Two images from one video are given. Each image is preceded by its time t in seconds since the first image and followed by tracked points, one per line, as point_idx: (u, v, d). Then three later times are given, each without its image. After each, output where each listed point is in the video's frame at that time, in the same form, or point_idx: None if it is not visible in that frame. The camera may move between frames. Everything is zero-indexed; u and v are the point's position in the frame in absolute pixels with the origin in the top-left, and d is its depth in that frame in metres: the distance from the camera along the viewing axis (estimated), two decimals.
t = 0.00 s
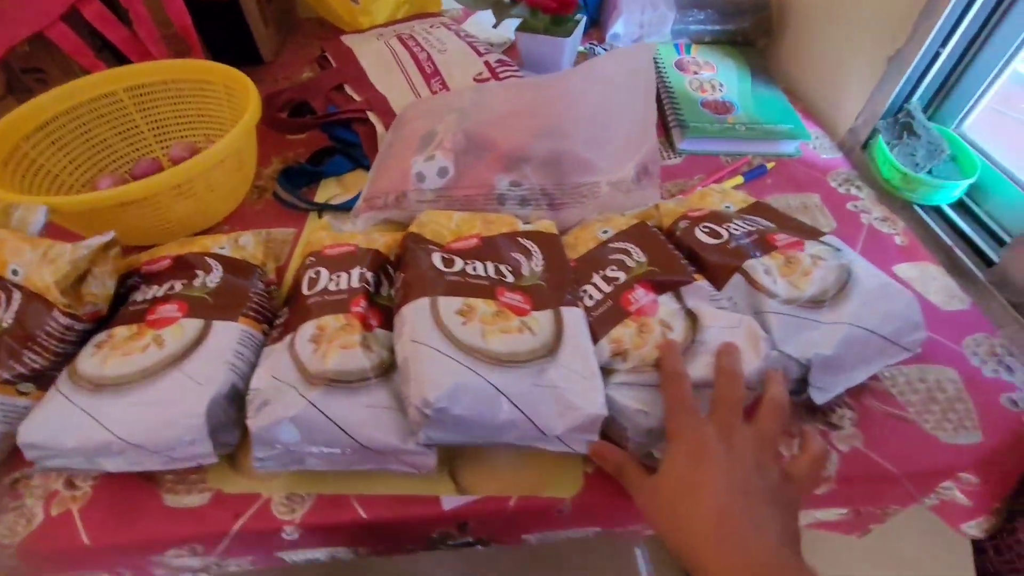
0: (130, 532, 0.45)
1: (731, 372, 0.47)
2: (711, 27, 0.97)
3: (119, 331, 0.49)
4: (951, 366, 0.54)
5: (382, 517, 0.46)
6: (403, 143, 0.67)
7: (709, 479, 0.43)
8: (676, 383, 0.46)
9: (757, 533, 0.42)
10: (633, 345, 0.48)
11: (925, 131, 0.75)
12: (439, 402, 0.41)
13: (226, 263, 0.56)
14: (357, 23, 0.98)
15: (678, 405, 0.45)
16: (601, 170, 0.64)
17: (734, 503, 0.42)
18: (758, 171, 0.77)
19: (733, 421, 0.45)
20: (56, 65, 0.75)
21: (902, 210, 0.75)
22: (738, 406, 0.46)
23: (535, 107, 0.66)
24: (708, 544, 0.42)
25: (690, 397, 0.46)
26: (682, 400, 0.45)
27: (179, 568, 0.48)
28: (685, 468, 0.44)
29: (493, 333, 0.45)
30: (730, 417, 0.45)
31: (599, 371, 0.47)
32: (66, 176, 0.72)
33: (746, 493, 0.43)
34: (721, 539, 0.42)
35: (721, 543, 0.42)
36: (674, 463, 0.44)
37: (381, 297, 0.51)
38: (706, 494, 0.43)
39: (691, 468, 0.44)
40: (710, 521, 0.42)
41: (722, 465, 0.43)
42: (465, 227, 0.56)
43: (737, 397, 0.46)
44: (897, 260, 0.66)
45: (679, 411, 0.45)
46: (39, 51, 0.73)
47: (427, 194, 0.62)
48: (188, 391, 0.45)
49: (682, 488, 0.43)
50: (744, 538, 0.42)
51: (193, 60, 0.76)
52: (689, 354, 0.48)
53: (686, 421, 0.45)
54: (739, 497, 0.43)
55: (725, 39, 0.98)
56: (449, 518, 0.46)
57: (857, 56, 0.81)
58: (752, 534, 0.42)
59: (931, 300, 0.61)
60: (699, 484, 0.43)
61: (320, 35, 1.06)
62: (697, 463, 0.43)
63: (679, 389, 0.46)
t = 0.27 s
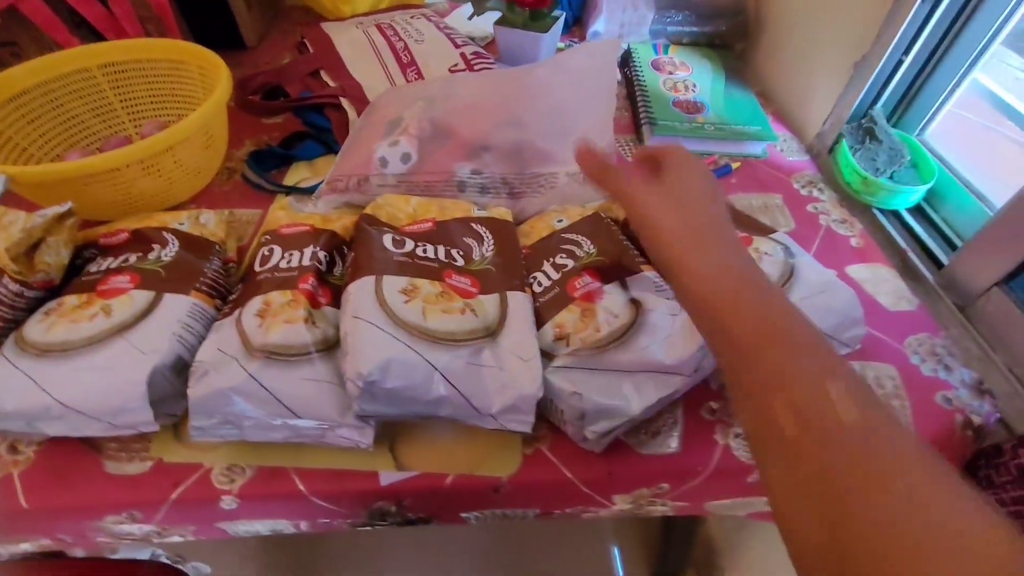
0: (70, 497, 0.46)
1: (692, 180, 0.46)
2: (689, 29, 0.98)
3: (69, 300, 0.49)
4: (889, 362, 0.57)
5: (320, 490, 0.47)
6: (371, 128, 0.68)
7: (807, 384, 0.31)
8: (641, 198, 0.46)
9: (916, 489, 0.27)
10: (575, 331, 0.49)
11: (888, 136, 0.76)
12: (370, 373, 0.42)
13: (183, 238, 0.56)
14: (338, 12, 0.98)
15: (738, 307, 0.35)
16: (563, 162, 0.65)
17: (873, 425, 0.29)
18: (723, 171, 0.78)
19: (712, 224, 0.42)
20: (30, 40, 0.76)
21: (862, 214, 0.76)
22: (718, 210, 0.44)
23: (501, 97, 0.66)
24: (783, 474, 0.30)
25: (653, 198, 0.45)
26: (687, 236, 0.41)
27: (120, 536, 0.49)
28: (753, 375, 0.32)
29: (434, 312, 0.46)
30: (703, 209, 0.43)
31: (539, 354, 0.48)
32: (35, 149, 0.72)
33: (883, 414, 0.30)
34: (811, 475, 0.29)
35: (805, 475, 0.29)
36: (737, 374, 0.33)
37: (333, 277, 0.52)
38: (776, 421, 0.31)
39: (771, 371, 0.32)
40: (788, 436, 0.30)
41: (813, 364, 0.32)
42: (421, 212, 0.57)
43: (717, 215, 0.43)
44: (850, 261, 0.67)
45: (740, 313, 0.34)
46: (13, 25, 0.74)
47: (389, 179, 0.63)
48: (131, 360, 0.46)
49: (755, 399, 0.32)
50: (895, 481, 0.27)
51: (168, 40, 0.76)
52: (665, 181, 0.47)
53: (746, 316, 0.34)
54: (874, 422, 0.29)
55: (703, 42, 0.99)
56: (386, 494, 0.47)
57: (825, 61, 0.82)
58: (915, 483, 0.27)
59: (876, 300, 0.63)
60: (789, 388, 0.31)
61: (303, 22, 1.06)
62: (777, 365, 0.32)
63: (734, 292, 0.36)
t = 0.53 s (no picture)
0: (58, 499, 0.46)
1: (605, 183, 0.59)
2: (708, 40, 0.96)
3: (66, 302, 0.49)
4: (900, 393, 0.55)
5: (308, 504, 0.46)
6: (379, 134, 0.67)
7: (783, 333, 0.34)
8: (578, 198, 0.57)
9: (892, 405, 0.29)
10: (575, 351, 0.48)
11: (909, 157, 0.73)
12: (361, 391, 0.41)
13: (184, 242, 0.56)
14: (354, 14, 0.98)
15: (703, 286, 0.40)
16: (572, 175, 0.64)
17: (851, 358, 0.32)
18: (737, 187, 0.76)
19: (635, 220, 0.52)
20: (46, 35, 0.76)
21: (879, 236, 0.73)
22: (631, 209, 0.56)
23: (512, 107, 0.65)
24: (784, 412, 0.31)
25: (582, 195, 0.57)
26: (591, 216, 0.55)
27: (106, 540, 0.48)
28: (729, 335, 0.35)
29: (431, 329, 0.44)
30: (614, 207, 0.55)
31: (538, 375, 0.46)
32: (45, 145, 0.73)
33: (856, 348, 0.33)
34: (807, 410, 0.31)
35: (806, 410, 0.30)
36: (710, 336, 0.36)
37: (331, 287, 0.51)
38: (766, 372, 0.33)
39: (745, 331, 0.35)
40: (779, 378, 0.32)
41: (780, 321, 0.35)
42: (425, 223, 0.56)
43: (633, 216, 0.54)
44: (865, 285, 0.65)
45: (698, 292, 0.40)
46: (29, 20, 0.74)
47: (393, 188, 0.62)
48: (124, 366, 0.45)
49: (737, 353, 0.34)
50: (890, 398, 0.30)
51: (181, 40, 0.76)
52: (588, 184, 0.59)
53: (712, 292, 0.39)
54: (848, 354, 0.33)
55: (722, 53, 0.97)
56: (376, 510, 0.46)
57: (845, 77, 0.80)
58: (904, 397, 0.30)
59: (889, 326, 0.61)
60: (769, 341, 0.34)
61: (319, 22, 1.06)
62: (740, 322, 0.36)
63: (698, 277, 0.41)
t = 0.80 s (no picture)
0: None
1: (687, 195, 0.54)
2: (747, 62, 0.91)
3: (61, 358, 0.44)
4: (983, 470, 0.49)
5: None
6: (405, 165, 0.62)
7: (845, 337, 0.35)
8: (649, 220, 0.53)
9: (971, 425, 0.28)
10: (625, 426, 0.43)
11: (976, 199, 0.69)
12: (390, 487, 0.36)
13: (191, 286, 0.51)
14: (373, 29, 0.93)
15: (767, 298, 0.40)
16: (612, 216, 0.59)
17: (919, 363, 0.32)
18: (786, 227, 0.71)
19: (717, 236, 0.49)
20: (52, 52, 0.72)
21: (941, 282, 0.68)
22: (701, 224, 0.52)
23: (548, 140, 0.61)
24: (848, 412, 0.32)
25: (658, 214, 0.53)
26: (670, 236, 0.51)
27: None
28: (792, 341, 0.36)
29: (466, 406, 0.39)
30: (693, 225, 0.51)
31: (584, 456, 0.41)
32: (47, 170, 0.68)
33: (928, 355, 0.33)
34: (873, 410, 0.31)
35: (870, 409, 0.31)
36: (774, 343, 0.37)
37: (352, 344, 0.47)
38: (830, 373, 0.33)
39: (806, 335, 0.36)
40: (845, 379, 0.33)
41: (842, 326, 0.36)
42: (455, 271, 0.51)
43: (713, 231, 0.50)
44: (930, 340, 0.60)
45: (776, 303, 0.39)
46: (35, 37, 0.70)
47: (424, 226, 0.57)
48: (121, 437, 0.40)
49: (797, 358, 0.35)
50: (960, 399, 0.30)
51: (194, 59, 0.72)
52: (669, 196, 0.55)
53: (774, 300, 0.39)
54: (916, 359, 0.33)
55: (762, 76, 0.92)
56: None
57: (901, 107, 0.74)
58: (976, 398, 0.30)
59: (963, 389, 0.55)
60: (834, 344, 0.35)
61: (336, 37, 1.01)
62: (805, 336, 0.36)
63: (764, 290, 0.41)
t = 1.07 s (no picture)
0: None
1: (700, 234, 0.53)
2: (761, 77, 0.89)
3: (66, 413, 0.43)
4: None
5: None
6: (419, 194, 0.61)
7: (838, 367, 0.34)
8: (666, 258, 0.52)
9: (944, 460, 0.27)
10: (655, 481, 0.41)
11: (1002, 223, 0.67)
12: (417, 563, 0.35)
13: (199, 329, 0.49)
14: (378, 46, 0.91)
15: (770, 324, 0.39)
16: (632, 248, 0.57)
17: (911, 402, 0.31)
18: (806, 251, 0.69)
19: (735, 270, 0.47)
20: (51, 78, 0.70)
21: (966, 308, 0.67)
22: (722, 255, 0.51)
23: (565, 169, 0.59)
24: (823, 438, 0.31)
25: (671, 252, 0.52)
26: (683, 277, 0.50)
27: None
28: (783, 365, 0.35)
29: (490, 468, 0.38)
30: (712, 256, 0.50)
31: (613, 514, 0.40)
32: (48, 201, 0.67)
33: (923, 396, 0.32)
34: (849, 438, 0.30)
35: (846, 439, 0.30)
36: (767, 365, 0.36)
37: (368, 393, 0.45)
38: (813, 399, 0.32)
39: (799, 361, 0.35)
40: (826, 406, 0.32)
41: (839, 357, 0.35)
42: (473, 313, 0.49)
43: (727, 263, 0.49)
44: (960, 374, 0.58)
45: (781, 327, 0.38)
46: (33, 62, 0.68)
47: (445, 260, 0.56)
48: (131, 500, 0.39)
49: (785, 381, 0.35)
50: (943, 442, 0.28)
51: (196, 83, 0.70)
52: (683, 234, 0.54)
53: (776, 326, 0.39)
54: (909, 397, 0.31)
55: (775, 91, 0.90)
56: None
57: (920, 127, 0.73)
58: (962, 444, 0.28)
59: (995, 428, 0.54)
60: (824, 372, 0.34)
61: (340, 52, 0.99)
62: (802, 359, 0.35)
63: (768, 316, 0.40)
